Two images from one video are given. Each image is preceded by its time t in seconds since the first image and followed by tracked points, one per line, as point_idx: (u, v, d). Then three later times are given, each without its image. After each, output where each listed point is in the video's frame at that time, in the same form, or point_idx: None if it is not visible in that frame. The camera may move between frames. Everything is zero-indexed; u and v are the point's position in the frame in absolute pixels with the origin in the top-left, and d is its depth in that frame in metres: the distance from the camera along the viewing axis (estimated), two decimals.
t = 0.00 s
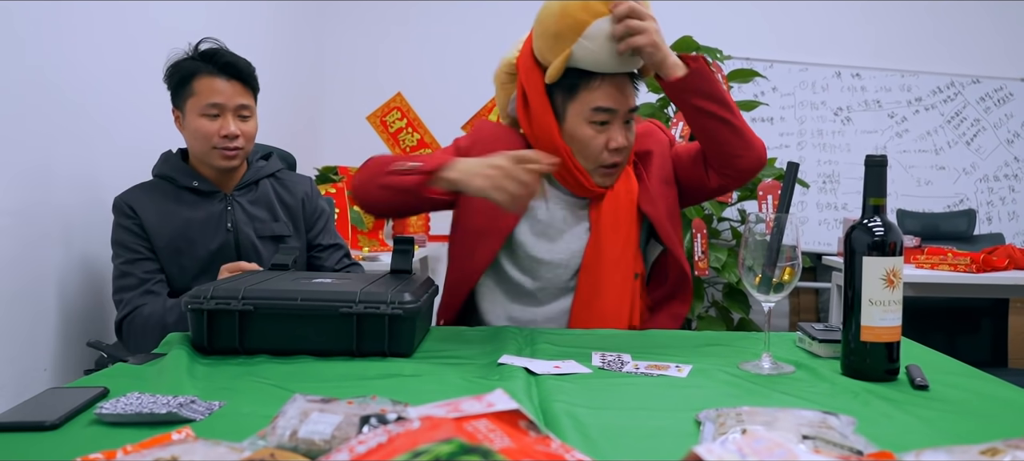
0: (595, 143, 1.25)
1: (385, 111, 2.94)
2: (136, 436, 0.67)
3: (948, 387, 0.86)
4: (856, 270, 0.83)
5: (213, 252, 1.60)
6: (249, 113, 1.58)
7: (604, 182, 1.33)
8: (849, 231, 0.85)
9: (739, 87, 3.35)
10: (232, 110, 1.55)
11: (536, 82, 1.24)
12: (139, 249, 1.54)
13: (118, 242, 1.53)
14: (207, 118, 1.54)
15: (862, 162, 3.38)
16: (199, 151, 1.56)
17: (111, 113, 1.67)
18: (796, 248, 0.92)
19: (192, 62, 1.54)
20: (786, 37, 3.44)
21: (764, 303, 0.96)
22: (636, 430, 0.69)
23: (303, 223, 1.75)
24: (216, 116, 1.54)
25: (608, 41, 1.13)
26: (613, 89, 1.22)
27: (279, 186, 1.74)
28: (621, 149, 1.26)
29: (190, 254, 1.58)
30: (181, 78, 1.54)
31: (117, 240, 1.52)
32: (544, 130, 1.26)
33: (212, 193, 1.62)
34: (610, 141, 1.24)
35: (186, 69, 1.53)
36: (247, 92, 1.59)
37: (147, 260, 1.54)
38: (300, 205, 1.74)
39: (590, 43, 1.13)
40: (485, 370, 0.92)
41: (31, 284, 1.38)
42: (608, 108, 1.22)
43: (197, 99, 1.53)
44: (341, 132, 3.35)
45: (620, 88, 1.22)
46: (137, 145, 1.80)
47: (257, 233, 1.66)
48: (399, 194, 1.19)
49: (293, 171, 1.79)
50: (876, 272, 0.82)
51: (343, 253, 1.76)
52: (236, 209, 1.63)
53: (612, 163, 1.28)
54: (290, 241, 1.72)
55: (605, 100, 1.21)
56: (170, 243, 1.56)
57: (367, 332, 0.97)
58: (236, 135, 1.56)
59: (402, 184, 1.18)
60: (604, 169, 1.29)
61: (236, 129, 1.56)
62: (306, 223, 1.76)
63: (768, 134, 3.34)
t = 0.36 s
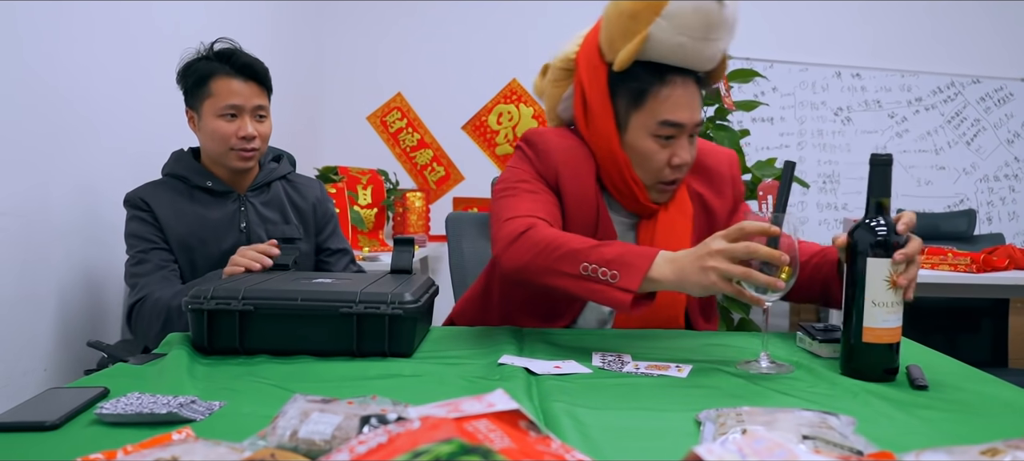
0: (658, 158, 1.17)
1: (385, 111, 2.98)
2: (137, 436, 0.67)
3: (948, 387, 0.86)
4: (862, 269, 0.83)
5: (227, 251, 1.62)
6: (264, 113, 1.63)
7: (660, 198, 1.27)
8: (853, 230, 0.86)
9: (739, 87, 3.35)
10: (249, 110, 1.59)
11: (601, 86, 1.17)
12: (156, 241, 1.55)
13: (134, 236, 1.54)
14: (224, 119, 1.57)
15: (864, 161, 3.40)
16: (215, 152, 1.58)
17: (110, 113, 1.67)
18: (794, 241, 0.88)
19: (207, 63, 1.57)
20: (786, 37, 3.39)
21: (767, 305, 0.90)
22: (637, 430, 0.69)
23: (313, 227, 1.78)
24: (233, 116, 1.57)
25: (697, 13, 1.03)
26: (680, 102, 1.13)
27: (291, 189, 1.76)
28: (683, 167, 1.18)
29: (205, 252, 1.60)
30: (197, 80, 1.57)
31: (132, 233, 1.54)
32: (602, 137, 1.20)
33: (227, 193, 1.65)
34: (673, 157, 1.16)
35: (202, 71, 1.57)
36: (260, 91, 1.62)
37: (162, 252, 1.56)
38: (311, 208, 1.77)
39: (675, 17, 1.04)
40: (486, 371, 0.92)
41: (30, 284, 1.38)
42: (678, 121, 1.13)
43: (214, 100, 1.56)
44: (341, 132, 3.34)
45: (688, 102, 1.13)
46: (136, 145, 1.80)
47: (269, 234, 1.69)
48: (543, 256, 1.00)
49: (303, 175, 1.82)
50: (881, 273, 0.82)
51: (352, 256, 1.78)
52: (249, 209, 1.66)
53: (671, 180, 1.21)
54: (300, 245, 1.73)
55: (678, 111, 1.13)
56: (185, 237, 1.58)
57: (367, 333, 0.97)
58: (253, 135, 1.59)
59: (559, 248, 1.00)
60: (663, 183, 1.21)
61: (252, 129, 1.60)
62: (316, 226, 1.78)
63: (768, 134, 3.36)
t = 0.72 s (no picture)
0: (667, 171, 1.18)
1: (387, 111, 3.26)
2: (138, 436, 0.67)
3: (949, 387, 0.86)
4: (898, 269, 0.83)
5: (229, 255, 1.63)
6: (269, 116, 1.63)
7: (670, 207, 1.29)
8: (904, 229, 0.86)
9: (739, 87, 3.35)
10: (254, 114, 1.59)
11: (618, 93, 1.17)
12: (155, 245, 1.55)
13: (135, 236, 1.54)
14: (229, 123, 1.57)
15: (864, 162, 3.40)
16: (220, 157, 1.59)
17: (108, 113, 1.67)
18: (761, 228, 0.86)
19: (209, 65, 1.56)
20: (786, 38, 3.37)
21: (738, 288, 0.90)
22: (637, 431, 0.69)
23: (319, 229, 1.78)
24: (237, 120, 1.58)
25: (723, 42, 1.01)
26: (696, 119, 1.12)
27: (296, 193, 1.77)
28: (692, 180, 1.20)
29: (206, 257, 1.61)
30: (200, 84, 1.57)
31: (133, 235, 1.53)
32: (613, 142, 1.21)
33: (231, 197, 1.66)
34: (682, 172, 1.18)
35: (205, 73, 1.56)
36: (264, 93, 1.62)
37: (161, 255, 1.55)
38: (317, 211, 1.78)
39: (698, 42, 1.02)
40: (486, 371, 0.93)
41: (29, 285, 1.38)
42: (691, 138, 1.13)
43: (218, 104, 1.56)
44: (340, 132, 3.33)
45: (705, 119, 1.12)
46: (134, 145, 1.80)
47: (272, 239, 1.69)
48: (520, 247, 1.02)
49: (309, 178, 1.83)
50: (914, 274, 0.81)
51: (357, 257, 1.80)
52: (253, 213, 1.67)
53: (680, 191, 1.23)
54: (304, 250, 1.74)
55: (692, 129, 1.12)
56: (187, 240, 1.59)
57: (367, 334, 0.98)
58: (258, 140, 1.60)
59: (537, 242, 1.01)
60: (672, 193, 1.24)
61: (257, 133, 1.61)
62: (321, 230, 1.79)
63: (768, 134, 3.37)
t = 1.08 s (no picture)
0: (659, 172, 1.19)
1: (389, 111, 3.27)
2: (138, 436, 0.67)
3: (947, 387, 0.86)
4: (852, 270, 0.84)
5: (229, 247, 1.63)
6: (273, 109, 1.61)
7: (665, 209, 1.28)
8: (849, 230, 0.86)
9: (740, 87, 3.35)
10: (256, 107, 1.58)
11: (613, 93, 1.19)
12: (155, 237, 1.56)
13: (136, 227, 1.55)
14: (230, 114, 1.57)
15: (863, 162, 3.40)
16: (222, 147, 1.60)
17: (108, 113, 1.67)
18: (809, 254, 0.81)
19: (214, 56, 1.57)
20: (786, 38, 3.36)
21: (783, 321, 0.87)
22: (637, 430, 0.69)
23: (322, 216, 1.77)
24: (239, 112, 1.57)
25: (707, 41, 1.01)
26: (687, 120, 1.12)
27: (301, 188, 1.77)
28: (685, 182, 1.19)
29: (206, 248, 1.61)
30: (205, 73, 1.57)
31: (135, 226, 1.55)
32: (608, 143, 1.22)
33: (233, 188, 1.66)
34: (674, 173, 1.18)
35: (209, 65, 1.57)
36: (271, 86, 1.61)
37: (159, 247, 1.56)
38: (320, 203, 1.77)
39: (682, 42, 1.03)
40: (486, 371, 0.93)
41: (28, 286, 1.38)
42: (681, 139, 1.13)
43: (220, 95, 1.56)
44: (339, 132, 3.33)
45: (696, 121, 1.12)
46: (134, 146, 1.80)
47: (274, 231, 1.69)
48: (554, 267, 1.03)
49: (314, 173, 1.82)
50: (869, 272, 0.82)
51: (359, 241, 1.78)
52: (254, 205, 1.67)
53: (673, 193, 1.22)
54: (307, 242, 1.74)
55: (682, 130, 1.13)
56: (187, 231, 1.59)
57: (369, 333, 0.98)
58: (259, 132, 1.59)
59: (574, 266, 1.01)
60: (665, 196, 1.23)
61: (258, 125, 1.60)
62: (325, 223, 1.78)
63: (768, 134, 3.36)
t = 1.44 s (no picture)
0: (652, 172, 1.18)
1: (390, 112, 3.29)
2: (139, 436, 0.67)
3: (949, 386, 0.86)
4: (853, 269, 0.83)
5: (234, 240, 1.63)
6: (277, 104, 1.60)
7: (660, 208, 1.26)
8: (850, 230, 0.85)
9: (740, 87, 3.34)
10: (259, 101, 1.57)
11: (612, 90, 1.19)
12: (159, 230, 1.56)
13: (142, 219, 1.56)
14: (233, 108, 1.57)
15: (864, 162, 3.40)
16: (227, 141, 1.60)
17: (108, 113, 1.67)
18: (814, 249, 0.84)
19: (223, 52, 1.57)
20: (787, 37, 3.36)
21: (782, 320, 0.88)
22: (638, 430, 0.69)
23: (331, 220, 1.76)
24: (242, 106, 1.57)
25: (704, 44, 1.01)
26: (682, 121, 1.12)
27: (311, 189, 1.77)
28: (679, 183, 1.18)
29: (210, 240, 1.61)
30: (214, 68, 1.58)
31: (141, 218, 1.55)
32: (605, 140, 1.23)
33: (242, 182, 1.67)
34: (667, 173, 1.17)
35: (217, 60, 1.57)
36: (277, 82, 1.60)
37: (163, 240, 1.56)
38: (331, 205, 1.77)
39: (679, 45, 1.03)
40: (487, 370, 0.93)
41: (28, 285, 1.38)
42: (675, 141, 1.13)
43: (225, 89, 1.57)
44: (339, 132, 3.33)
45: (691, 121, 1.12)
46: (135, 145, 1.80)
47: (281, 227, 1.69)
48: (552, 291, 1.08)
49: (325, 175, 1.82)
50: (870, 271, 0.82)
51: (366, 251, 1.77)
52: (262, 200, 1.67)
53: (667, 194, 1.21)
54: (314, 240, 1.73)
55: (676, 132, 1.13)
56: (192, 224, 1.59)
57: (371, 333, 0.98)
58: (262, 126, 1.58)
59: (571, 295, 1.07)
60: (658, 196, 1.22)
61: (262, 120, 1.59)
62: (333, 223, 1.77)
63: (769, 134, 3.36)
